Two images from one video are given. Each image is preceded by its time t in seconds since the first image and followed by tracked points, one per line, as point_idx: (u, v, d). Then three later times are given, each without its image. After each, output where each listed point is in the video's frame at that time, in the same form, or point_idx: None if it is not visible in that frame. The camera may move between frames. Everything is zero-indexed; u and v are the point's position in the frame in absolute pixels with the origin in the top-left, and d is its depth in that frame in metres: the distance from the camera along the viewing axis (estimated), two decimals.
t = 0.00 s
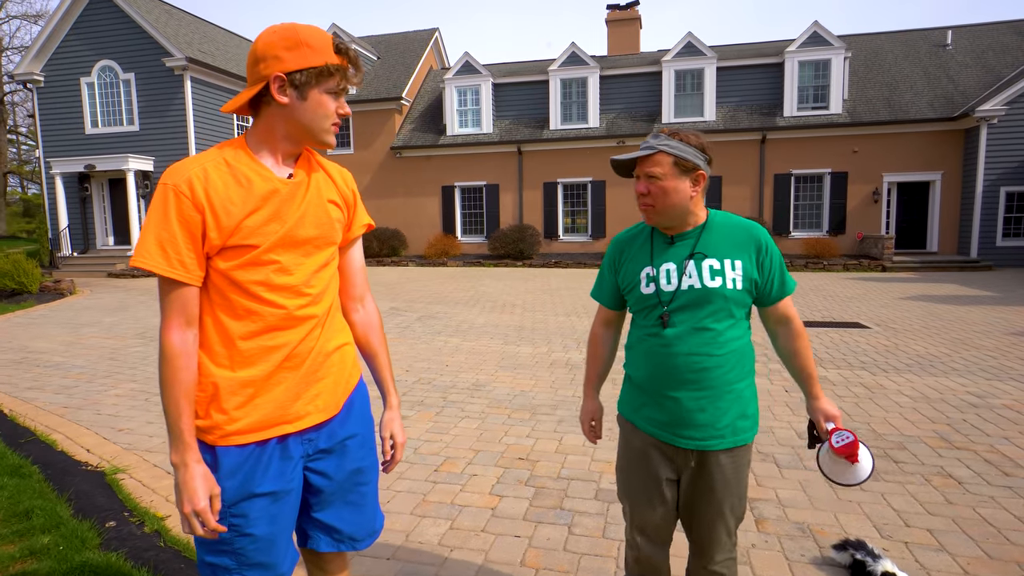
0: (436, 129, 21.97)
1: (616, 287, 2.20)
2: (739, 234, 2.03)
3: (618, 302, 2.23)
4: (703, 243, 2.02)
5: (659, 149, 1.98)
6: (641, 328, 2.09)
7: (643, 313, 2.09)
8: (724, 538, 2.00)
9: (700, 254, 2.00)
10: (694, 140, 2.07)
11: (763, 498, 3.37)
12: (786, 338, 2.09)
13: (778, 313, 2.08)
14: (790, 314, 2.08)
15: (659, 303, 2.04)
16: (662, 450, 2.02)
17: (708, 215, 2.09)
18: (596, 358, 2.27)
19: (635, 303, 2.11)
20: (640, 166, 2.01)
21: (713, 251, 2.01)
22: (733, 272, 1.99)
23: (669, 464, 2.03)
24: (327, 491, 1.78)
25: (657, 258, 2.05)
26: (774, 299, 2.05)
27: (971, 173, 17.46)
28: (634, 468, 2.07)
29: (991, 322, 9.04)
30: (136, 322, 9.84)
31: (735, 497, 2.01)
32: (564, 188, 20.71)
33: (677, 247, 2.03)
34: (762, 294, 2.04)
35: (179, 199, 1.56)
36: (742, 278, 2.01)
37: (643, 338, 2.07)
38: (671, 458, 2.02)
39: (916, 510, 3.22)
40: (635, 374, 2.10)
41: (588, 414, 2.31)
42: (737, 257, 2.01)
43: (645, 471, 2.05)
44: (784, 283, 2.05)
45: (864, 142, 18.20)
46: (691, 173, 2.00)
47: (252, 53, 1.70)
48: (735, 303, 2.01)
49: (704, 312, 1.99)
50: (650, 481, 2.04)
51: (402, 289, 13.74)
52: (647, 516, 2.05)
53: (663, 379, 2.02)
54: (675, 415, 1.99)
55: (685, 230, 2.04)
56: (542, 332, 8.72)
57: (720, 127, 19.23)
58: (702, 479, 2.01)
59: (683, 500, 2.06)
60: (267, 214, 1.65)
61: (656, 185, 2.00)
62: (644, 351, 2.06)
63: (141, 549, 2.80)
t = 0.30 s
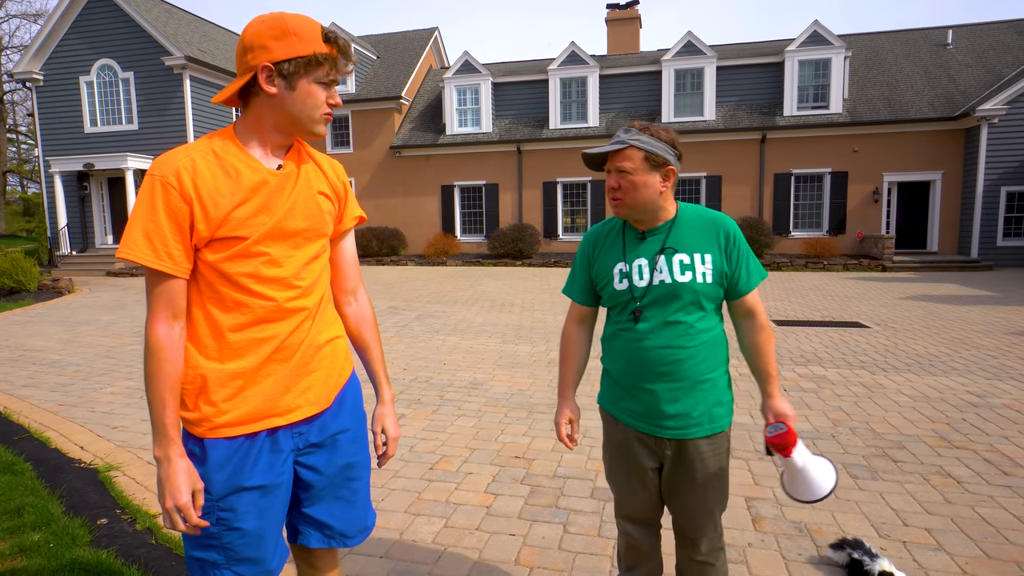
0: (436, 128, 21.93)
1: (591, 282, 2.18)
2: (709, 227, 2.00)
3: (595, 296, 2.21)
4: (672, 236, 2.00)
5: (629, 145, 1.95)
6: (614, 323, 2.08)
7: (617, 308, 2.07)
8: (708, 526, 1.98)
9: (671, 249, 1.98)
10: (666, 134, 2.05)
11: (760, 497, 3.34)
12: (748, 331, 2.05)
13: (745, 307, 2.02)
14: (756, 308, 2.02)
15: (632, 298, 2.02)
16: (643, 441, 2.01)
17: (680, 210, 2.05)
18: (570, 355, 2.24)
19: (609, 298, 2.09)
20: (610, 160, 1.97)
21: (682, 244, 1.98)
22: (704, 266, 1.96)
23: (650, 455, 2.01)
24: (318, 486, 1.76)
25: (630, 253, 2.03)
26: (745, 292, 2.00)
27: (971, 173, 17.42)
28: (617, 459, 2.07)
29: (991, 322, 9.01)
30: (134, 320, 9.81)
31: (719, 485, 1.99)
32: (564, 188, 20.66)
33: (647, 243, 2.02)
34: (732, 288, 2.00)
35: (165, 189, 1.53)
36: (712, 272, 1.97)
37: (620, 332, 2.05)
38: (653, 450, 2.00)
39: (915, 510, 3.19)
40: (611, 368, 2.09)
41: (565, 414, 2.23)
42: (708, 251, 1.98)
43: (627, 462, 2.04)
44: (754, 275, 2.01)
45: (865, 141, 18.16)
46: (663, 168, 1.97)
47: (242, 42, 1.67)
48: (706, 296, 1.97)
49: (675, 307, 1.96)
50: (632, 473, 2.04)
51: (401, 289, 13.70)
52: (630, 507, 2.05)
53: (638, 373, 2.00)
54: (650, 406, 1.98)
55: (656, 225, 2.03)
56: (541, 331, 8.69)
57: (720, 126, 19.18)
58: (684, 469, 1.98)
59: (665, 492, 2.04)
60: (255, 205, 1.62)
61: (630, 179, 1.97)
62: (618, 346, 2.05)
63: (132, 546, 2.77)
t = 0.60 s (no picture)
0: (436, 128, 21.92)
1: (573, 278, 2.19)
2: (688, 226, 2.00)
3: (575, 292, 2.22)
4: (651, 232, 2.00)
5: (613, 144, 1.95)
6: (593, 318, 2.09)
7: (595, 303, 2.08)
8: (688, 523, 1.97)
9: (650, 245, 1.99)
10: (651, 134, 2.05)
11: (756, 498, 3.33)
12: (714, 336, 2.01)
13: (712, 309, 2.00)
14: (724, 311, 2.00)
15: (610, 293, 2.03)
16: (620, 438, 2.01)
17: (662, 210, 2.06)
18: (552, 351, 2.24)
19: (588, 293, 2.10)
20: (595, 158, 1.98)
21: (660, 241, 1.99)
22: (680, 263, 1.96)
23: (628, 451, 2.01)
24: (316, 483, 1.75)
25: (610, 249, 2.05)
26: (722, 290, 1.98)
27: (972, 173, 17.39)
28: (596, 454, 2.07)
29: (991, 322, 8.99)
30: (132, 319, 9.81)
31: (696, 483, 1.98)
32: (564, 188, 20.63)
33: (627, 240, 2.03)
34: (709, 287, 1.98)
35: (158, 184, 1.54)
36: (690, 270, 1.97)
37: (599, 326, 2.06)
38: (632, 446, 2.00)
39: (910, 511, 3.18)
40: (589, 363, 2.10)
41: (554, 408, 2.22)
42: (686, 248, 1.98)
43: (606, 458, 2.04)
44: (731, 276, 2.01)
45: (866, 142, 18.13)
46: (647, 169, 1.99)
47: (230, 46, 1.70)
48: (682, 293, 1.97)
49: (651, 303, 1.97)
50: (613, 468, 2.03)
51: (401, 289, 13.68)
52: (612, 503, 2.05)
53: (616, 368, 2.01)
54: (625, 402, 1.98)
55: (637, 223, 2.04)
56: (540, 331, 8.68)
57: (720, 127, 19.14)
58: (662, 465, 1.98)
59: (645, 488, 2.04)
60: (247, 200, 1.62)
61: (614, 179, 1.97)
62: (596, 341, 2.06)
63: (125, 545, 2.76)
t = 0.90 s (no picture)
0: (437, 129, 21.94)
1: (558, 277, 2.20)
2: (672, 224, 2.01)
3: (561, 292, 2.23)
4: (635, 229, 2.02)
5: (601, 143, 1.97)
6: (577, 315, 2.10)
7: (580, 301, 2.09)
8: (674, 522, 1.97)
9: (634, 242, 2.00)
10: (638, 134, 2.08)
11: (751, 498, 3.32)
12: (703, 336, 2.04)
13: (700, 309, 2.01)
14: (712, 311, 2.02)
15: (594, 289, 2.05)
16: (605, 438, 2.02)
17: (647, 207, 2.08)
18: (539, 350, 2.24)
19: (573, 291, 2.11)
20: (583, 156, 2.00)
21: (645, 238, 2.00)
22: (664, 260, 1.97)
23: (613, 451, 2.02)
24: (309, 480, 1.74)
25: (594, 245, 2.06)
26: (706, 289, 2.00)
27: (973, 175, 17.36)
28: (582, 453, 2.08)
29: (991, 324, 8.98)
30: (133, 319, 9.84)
31: (680, 482, 1.98)
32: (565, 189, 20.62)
33: (611, 237, 2.04)
34: (694, 285, 2.00)
35: (157, 184, 1.58)
36: (674, 267, 1.98)
37: (584, 325, 2.07)
38: (617, 445, 2.01)
39: (905, 511, 3.18)
40: (574, 362, 2.10)
41: (533, 407, 2.27)
42: (670, 246, 1.99)
43: (592, 458, 2.05)
44: (715, 275, 2.02)
45: (867, 143, 18.11)
46: (635, 167, 2.02)
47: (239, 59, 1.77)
48: (666, 290, 1.98)
49: (635, 300, 1.98)
50: (600, 466, 2.04)
51: (401, 289, 13.68)
52: (599, 503, 2.06)
53: (600, 366, 2.01)
54: (610, 401, 1.99)
55: (622, 220, 2.05)
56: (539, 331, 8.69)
57: (721, 128, 19.13)
58: (645, 465, 1.98)
59: (632, 489, 2.04)
60: (242, 202, 1.63)
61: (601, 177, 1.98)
62: (580, 338, 2.07)
63: (121, 542, 2.76)
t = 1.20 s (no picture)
0: (438, 131, 21.96)
1: (547, 280, 2.21)
2: (663, 223, 2.04)
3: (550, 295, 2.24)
4: (625, 230, 2.04)
5: (590, 145, 1.98)
6: (568, 317, 2.11)
7: (571, 302, 2.10)
8: (662, 522, 1.98)
9: (624, 242, 2.02)
10: (626, 136, 2.09)
11: (744, 499, 3.33)
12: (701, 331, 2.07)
13: (695, 306, 2.05)
14: (706, 307, 2.05)
15: (585, 290, 2.05)
16: (596, 441, 2.03)
17: (635, 209, 2.09)
18: (528, 352, 2.25)
19: (564, 294, 2.12)
20: (572, 159, 2.01)
21: (635, 238, 2.02)
22: (655, 260, 1.99)
23: (604, 453, 2.03)
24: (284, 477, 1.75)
25: (584, 246, 2.07)
26: (697, 288, 2.03)
27: (974, 176, 17.34)
28: (573, 455, 2.09)
29: (990, 325, 9.00)
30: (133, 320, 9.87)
31: (664, 482, 1.99)
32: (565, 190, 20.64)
33: (601, 237, 2.05)
34: (685, 283, 2.03)
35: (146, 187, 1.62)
36: (664, 266, 2.00)
37: (574, 326, 2.08)
38: (607, 447, 2.02)
39: (898, 513, 3.18)
40: (565, 364, 2.11)
41: (521, 410, 2.29)
42: (660, 245, 2.01)
43: (583, 460, 2.06)
44: (705, 272, 2.05)
45: (867, 144, 18.10)
46: (623, 169, 2.03)
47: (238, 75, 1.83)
48: (658, 290, 2.00)
49: (626, 300, 1.99)
50: (590, 468, 2.05)
51: (401, 290, 13.72)
52: (590, 505, 2.06)
53: (592, 368, 2.02)
54: (603, 404, 2.00)
55: (612, 222, 2.07)
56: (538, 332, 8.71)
57: (722, 129, 19.14)
58: (637, 466, 1.99)
59: (623, 491, 2.05)
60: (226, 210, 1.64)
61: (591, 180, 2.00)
62: (572, 341, 2.07)
63: (115, 543, 2.78)
